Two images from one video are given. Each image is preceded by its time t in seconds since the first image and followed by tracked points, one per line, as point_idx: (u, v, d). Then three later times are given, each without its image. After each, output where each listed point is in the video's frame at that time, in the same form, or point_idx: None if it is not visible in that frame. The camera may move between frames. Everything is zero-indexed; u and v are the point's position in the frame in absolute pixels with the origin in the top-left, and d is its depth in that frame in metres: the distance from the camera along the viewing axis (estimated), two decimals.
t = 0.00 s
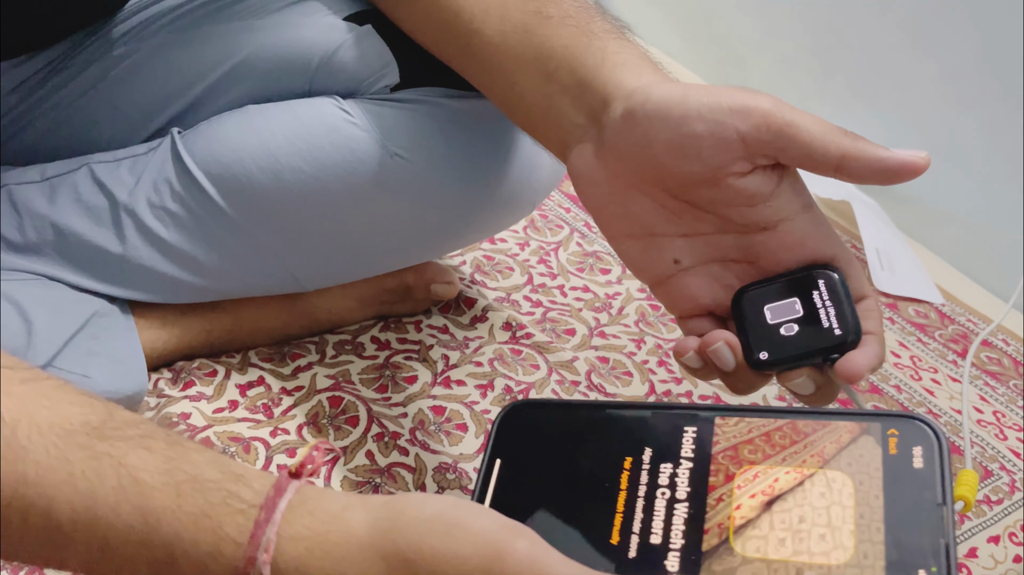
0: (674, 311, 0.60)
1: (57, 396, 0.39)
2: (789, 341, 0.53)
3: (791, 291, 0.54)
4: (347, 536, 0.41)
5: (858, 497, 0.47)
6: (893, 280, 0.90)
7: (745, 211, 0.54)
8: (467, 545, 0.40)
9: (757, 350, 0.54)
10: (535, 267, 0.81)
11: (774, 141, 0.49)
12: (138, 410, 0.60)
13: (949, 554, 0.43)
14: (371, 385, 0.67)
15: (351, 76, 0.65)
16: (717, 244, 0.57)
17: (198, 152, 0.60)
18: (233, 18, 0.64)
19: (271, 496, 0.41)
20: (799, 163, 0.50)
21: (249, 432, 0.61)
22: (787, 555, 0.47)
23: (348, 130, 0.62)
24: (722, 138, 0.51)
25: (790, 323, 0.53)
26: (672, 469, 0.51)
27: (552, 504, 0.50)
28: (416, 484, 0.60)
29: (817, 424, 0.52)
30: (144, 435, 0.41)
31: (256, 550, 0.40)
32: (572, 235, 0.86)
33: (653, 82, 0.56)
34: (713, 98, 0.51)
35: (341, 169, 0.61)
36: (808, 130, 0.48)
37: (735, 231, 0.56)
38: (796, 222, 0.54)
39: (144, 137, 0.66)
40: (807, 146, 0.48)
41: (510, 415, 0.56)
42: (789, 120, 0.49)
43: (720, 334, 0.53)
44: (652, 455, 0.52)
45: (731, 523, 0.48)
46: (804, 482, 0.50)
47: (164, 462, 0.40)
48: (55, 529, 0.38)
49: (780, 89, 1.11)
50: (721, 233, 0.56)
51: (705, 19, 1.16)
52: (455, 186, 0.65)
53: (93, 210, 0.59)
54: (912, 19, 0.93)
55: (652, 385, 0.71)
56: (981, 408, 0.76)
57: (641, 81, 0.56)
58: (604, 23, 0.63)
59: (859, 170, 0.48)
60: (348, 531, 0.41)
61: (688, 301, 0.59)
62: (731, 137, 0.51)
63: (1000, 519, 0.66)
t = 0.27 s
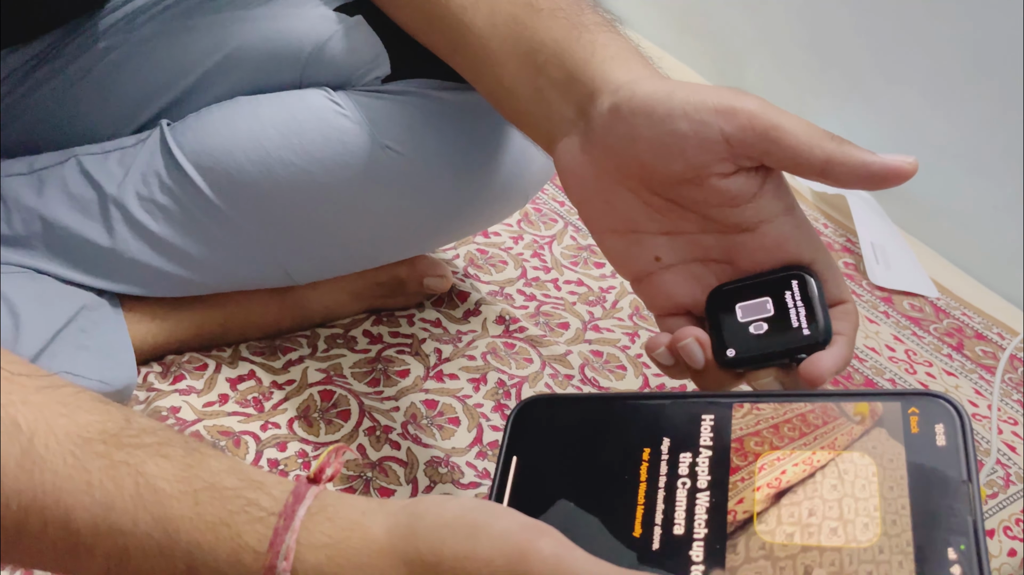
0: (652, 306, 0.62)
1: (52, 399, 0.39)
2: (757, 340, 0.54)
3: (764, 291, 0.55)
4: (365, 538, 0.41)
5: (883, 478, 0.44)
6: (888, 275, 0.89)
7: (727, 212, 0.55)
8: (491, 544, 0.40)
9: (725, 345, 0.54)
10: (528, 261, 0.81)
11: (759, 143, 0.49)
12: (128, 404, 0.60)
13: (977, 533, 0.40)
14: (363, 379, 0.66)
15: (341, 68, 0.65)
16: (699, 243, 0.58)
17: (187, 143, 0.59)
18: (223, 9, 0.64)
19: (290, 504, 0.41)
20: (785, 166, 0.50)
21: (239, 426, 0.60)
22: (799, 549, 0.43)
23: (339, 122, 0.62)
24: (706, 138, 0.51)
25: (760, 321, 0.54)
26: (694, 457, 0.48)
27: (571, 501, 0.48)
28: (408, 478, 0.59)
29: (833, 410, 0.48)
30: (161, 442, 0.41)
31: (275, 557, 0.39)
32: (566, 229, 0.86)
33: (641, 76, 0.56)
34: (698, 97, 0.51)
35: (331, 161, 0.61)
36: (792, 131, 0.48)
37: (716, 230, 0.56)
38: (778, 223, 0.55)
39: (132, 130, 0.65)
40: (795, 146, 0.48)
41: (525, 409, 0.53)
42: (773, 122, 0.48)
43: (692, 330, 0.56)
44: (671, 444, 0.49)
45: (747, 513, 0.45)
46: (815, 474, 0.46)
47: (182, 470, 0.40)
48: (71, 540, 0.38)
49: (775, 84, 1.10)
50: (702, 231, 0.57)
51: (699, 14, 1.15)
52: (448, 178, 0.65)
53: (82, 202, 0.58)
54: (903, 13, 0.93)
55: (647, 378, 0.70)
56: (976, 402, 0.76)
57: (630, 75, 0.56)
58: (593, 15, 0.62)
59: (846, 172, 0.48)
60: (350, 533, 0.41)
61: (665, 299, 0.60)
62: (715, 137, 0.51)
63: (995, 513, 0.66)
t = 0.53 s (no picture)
0: (636, 297, 0.62)
1: (41, 392, 0.39)
2: (734, 330, 0.54)
3: (744, 282, 0.55)
4: (352, 529, 0.41)
5: (861, 461, 0.45)
6: (883, 269, 0.89)
7: (711, 207, 0.55)
8: (474, 528, 0.40)
9: (701, 336, 0.55)
10: (522, 256, 0.81)
11: (745, 140, 0.49)
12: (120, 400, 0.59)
13: (954, 509, 0.41)
14: (356, 374, 0.66)
15: (331, 62, 0.65)
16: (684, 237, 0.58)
17: (179, 137, 0.59)
18: (214, 3, 0.64)
19: (277, 495, 0.41)
20: (772, 163, 0.50)
21: (232, 421, 0.60)
22: (777, 532, 0.44)
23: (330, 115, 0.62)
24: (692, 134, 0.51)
25: (738, 314, 0.55)
26: (678, 444, 0.48)
27: (556, 491, 0.47)
28: (401, 473, 0.59)
29: (809, 395, 0.48)
30: (149, 435, 0.41)
31: (262, 547, 0.39)
32: (560, 223, 0.86)
33: (630, 69, 0.55)
34: (686, 94, 0.51)
35: (323, 154, 0.61)
36: (778, 128, 0.48)
37: (700, 224, 0.57)
38: (762, 220, 0.55)
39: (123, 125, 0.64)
40: (777, 143, 0.48)
41: (509, 403, 0.52)
42: (760, 120, 0.49)
43: (667, 317, 0.56)
44: (655, 432, 0.49)
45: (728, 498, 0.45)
46: (793, 459, 0.47)
47: (170, 461, 0.40)
48: (59, 531, 0.37)
49: (771, 77, 1.10)
50: (687, 225, 0.58)
51: (695, 7, 1.15)
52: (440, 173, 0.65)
53: (73, 197, 0.57)
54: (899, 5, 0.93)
55: (640, 373, 0.70)
56: (968, 396, 0.76)
57: (618, 68, 0.56)
58: (583, 6, 0.62)
59: (833, 162, 0.47)
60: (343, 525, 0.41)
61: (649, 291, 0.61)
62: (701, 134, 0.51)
63: (986, 507, 0.66)
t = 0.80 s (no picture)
0: (631, 296, 0.62)
1: (36, 379, 0.39)
2: (726, 327, 0.54)
3: (740, 280, 0.55)
4: (348, 510, 0.41)
5: (849, 442, 0.45)
6: (879, 266, 0.89)
7: (702, 208, 0.56)
8: (469, 504, 0.40)
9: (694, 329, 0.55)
10: (520, 254, 0.81)
11: (732, 142, 0.50)
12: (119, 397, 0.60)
13: (940, 489, 0.41)
14: (353, 372, 0.66)
15: (328, 61, 0.64)
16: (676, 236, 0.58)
17: (175, 137, 0.59)
18: (211, 2, 0.64)
19: (272, 476, 0.41)
20: (759, 162, 0.50)
21: (229, 420, 0.60)
22: (766, 512, 0.43)
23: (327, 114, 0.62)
24: (678, 137, 0.52)
25: (732, 310, 0.54)
26: (669, 426, 0.49)
27: (550, 473, 0.48)
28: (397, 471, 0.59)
29: (797, 376, 0.48)
30: (145, 420, 0.41)
31: (258, 528, 0.39)
32: (558, 221, 0.86)
33: (617, 70, 0.56)
34: (673, 97, 0.51)
35: (319, 153, 0.61)
36: (764, 128, 0.49)
37: (693, 224, 0.57)
38: (752, 220, 0.56)
39: (121, 124, 0.64)
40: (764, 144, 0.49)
41: (504, 388, 0.53)
42: (747, 121, 0.49)
43: (658, 313, 0.56)
44: (647, 414, 0.49)
45: (717, 480, 0.45)
46: (783, 441, 0.46)
47: (166, 445, 0.40)
48: (56, 517, 0.38)
49: (768, 75, 1.11)
50: (680, 225, 0.58)
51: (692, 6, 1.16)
52: (436, 171, 0.65)
53: (71, 196, 0.57)
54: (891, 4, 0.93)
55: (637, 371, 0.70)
56: (965, 392, 0.76)
57: (607, 69, 0.56)
58: (575, 6, 0.62)
59: (821, 163, 0.48)
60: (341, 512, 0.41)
61: (644, 289, 0.61)
62: (687, 137, 0.51)
63: (982, 503, 0.66)
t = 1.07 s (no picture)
0: (632, 296, 0.62)
1: (31, 367, 0.39)
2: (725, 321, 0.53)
3: (740, 277, 0.55)
4: (344, 488, 0.41)
5: (843, 426, 0.45)
6: (878, 264, 0.89)
7: (701, 205, 0.55)
8: (463, 480, 0.40)
9: (694, 323, 0.54)
10: (518, 252, 0.81)
11: (727, 136, 0.50)
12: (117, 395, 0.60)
13: (932, 468, 0.41)
14: (351, 371, 0.66)
15: (326, 61, 0.64)
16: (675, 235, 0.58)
17: (173, 135, 0.59)
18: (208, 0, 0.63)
19: (267, 458, 0.41)
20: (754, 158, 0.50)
21: (227, 419, 0.60)
22: (760, 495, 0.44)
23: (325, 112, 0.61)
24: (673, 134, 0.52)
25: (732, 305, 0.54)
26: (664, 407, 0.49)
27: (545, 452, 0.49)
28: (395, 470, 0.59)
29: (796, 361, 0.48)
30: (139, 405, 0.41)
31: (254, 507, 0.40)
32: (556, 219, 0.86)
33: (613, 68, 0.56)
34: (668, 92, 0.52)
35: (317, 152, 0.61)
36: (759, 125, 0.49)
37: (691, 222, 0.57)
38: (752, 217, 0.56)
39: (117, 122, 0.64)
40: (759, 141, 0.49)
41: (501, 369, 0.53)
42: (742, 117, 0.49)
43: (664, 314, 0.56)
44: (643, 395, 0.50)
45: (713, 463, 0.46)
46: (778, 425, 0.47)
47: (160, 429, 0.40)
48: (53, 502, 0.38)
49: (766, 73, 1.11)
50: (679, 224, 0.58)
51: (690, 4, 1.16)
52: (434, 169, 0.64)
53: (69, 195, 0.57)
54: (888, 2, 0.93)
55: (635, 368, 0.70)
56: (964, 390, 0.76)
57: (601, 68, 0.56)
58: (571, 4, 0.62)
59: (815, 158, 0.48)
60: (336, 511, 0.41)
61: (642, 286, 0.61)
62: (683, 133, 0.52)
63: (982, 501, 0.66)
